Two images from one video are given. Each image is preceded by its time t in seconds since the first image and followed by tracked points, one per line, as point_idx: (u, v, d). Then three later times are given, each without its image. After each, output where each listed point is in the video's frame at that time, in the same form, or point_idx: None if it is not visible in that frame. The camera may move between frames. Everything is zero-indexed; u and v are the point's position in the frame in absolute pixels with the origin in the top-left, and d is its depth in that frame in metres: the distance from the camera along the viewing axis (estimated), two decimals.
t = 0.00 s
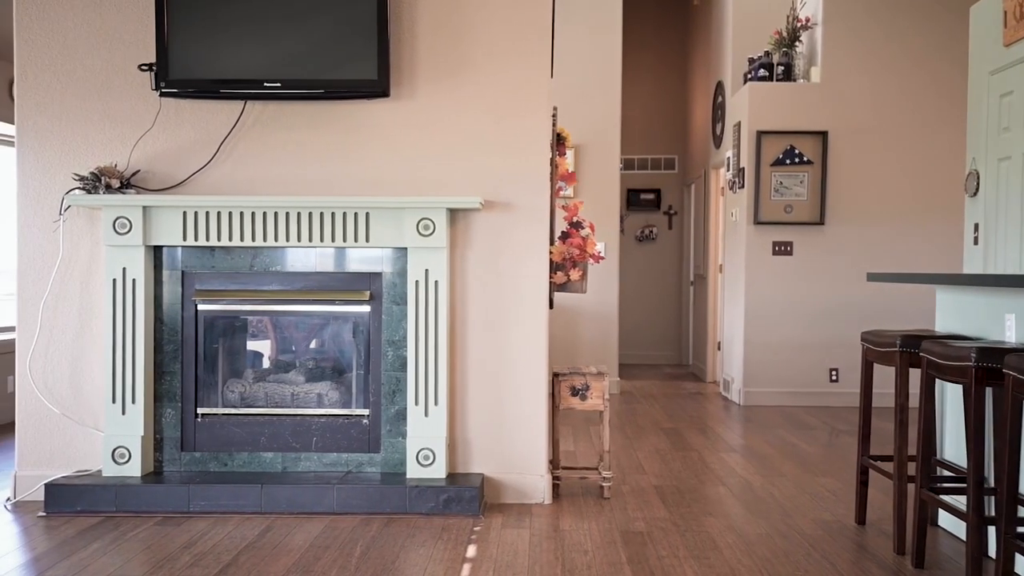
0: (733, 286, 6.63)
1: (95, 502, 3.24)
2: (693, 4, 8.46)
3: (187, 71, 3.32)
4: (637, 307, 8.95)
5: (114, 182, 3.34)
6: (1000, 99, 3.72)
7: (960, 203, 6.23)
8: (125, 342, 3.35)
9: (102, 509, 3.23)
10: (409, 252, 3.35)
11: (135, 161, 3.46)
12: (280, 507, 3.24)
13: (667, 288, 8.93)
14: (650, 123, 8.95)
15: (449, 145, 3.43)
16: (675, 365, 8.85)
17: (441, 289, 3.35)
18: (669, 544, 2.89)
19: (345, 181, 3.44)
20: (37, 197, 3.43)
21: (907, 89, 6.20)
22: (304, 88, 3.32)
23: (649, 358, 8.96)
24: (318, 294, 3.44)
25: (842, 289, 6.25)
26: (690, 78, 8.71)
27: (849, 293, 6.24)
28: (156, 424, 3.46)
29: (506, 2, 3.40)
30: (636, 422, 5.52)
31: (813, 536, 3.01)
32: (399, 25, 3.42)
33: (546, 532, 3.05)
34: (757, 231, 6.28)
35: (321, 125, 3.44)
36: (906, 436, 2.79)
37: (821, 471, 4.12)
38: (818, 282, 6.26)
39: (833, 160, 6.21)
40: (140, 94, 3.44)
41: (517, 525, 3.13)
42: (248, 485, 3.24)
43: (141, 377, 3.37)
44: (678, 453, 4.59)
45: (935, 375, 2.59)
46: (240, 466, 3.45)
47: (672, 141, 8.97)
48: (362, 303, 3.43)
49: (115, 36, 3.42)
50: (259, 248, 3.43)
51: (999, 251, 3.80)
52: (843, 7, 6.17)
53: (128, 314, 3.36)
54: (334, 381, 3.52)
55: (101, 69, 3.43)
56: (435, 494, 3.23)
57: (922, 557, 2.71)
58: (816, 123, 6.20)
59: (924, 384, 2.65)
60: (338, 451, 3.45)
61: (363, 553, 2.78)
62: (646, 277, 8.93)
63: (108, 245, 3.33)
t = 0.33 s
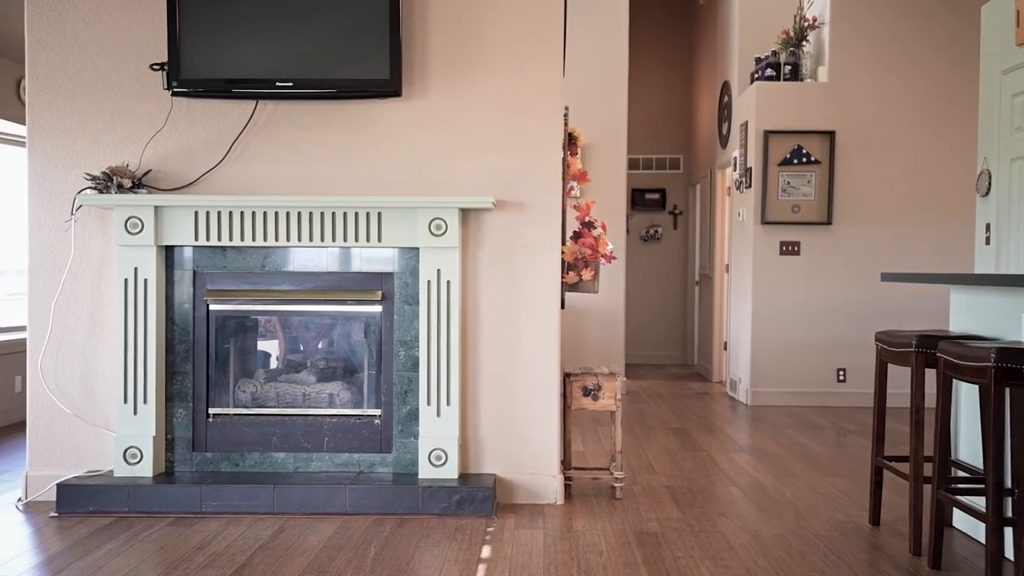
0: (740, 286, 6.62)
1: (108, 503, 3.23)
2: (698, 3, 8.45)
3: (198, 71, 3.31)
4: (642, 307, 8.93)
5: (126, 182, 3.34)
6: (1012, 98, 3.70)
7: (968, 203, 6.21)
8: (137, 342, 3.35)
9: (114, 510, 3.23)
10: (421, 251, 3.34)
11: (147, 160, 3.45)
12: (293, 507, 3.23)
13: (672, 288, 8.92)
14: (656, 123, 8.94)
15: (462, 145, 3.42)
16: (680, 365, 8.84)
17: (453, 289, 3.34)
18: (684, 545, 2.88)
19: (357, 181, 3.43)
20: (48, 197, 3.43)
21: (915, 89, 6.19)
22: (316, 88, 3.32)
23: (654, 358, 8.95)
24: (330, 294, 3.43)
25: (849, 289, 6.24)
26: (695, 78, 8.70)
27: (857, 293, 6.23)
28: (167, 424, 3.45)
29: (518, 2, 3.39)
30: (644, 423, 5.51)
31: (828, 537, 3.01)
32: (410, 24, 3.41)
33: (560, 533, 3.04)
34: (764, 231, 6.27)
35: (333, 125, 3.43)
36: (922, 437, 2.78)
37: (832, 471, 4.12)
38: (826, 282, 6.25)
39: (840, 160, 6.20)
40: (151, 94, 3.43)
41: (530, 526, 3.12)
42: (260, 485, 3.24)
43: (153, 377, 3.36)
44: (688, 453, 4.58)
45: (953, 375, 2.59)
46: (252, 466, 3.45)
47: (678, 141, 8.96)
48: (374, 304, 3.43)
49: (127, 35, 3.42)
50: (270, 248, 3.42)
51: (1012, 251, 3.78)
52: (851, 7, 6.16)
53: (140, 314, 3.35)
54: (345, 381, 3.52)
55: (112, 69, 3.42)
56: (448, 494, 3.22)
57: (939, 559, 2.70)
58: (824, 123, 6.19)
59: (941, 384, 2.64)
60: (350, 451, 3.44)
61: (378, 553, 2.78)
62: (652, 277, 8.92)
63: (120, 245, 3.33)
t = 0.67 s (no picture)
0: (747, 285, 6.62)
1: (120, 503, 3.23)
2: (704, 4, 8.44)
3: (210, 71, 3.30)
4: (647, 307, 8.93)
5: (138, 182, 3.33)
6: None
7: (977, 203, 6.20)
8: (149, 342, 3.34)
9: (127, 510, 3.23)
10: (434, 251, 3.33)
11: (159, 160, 3.45)
12: (306, 508, 3.22)
13: (677, 287, 8.91)
14: (661, 123, 8.93)
15: (474, 145, 3.42)
16: (685, 365, 8.83)
17: (465, 289, 3.34)
18: (699, 546, 2.88)
19: (369, 181, 3.43)
20: (60, 197, 3.42)
21: (923, 88, 6.18)
22: (329, 88, 3.31)
23: (659, 359, 8.94)
24: (342, 294, 3.42)
25: (857, 289, 6.24)
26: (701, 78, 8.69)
27: (865, 293, 6.23)
28: (178, 424, 3.45)
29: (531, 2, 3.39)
30: (652, 423, 5.50)
31: (843, 537, 3.00)
32: (423, 24, 3.41)
33: (574, 533, 3.04)
34: (771, 231, 6.26)
35: (345, 125, 3.43)
36: (938, 437, 2.77)
37: (844, 472, 4.11)
38: (833, 281, 6.24)
39: (848, 159, 6.19)
40: (163, 93, 3.43)
41: (544, 526, 3.11)
42: (273, 485, 3.23)
43: (165, 377, 3.36)
44: (697, 453, 4.58)
45: (970, 375, 2.58)
46: (264, 467, 3.44)
47: (683, 141, 8.95)
48: (386, 304, 3.42)
49: (139, 35, 3.41)
50: (282, 248, 3.42)
51: None
52: (859, 7, 6.15)
53: (151, 314, 3.35)
54: (356, 381, 3.51)
55: (124, 68, 3.42)
56: (461, 495, 3.22)
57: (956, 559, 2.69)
58: (832, 123, 6.19)
59: (958, 384, 2.63)
60: (362, 451, 3.44)
61: (393, 554, 2.77)
62: (657, 277, 8.91)
63: (132, 245, 3.33)
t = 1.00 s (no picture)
0: (754, 285, 6.61)
1: (133, 504, 3.23)
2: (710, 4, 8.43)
3: (223, 71, 3.30)
4: (653, 307, 8.92)
5: (150, 182, 3.33)
6: None
7: (986, 202, 6.18)
8: (161, 342, 3.34)
9: (140, 510, 3.22)
10: (446, 251, 3.33)
11: (171, 160, 3.44)
12: (319, 508, 3.22)
13: (683, 287, 8.90)
14: (666, 123, 8.92)
15: (486, 144, 3.41)
16: (691, 365, 8.82)
17: (478, 289, 3.33)
18: (715, 547, 2.87)
19: (381, 180, 3.42)
20: (72, 197, 3.42)
21: (931, 88, 6.17)
22: (341, 87, 3.31)
23: (665, 359, 8.94)
24: (354, 294, 3.42)
25: (865, 289, 6.23)
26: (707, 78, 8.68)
27: (873, 293, 6.22)
28: (191, 424, 3.44)
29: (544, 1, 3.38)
30: (660, 423, 5.49)
31: (858, 538, 2.99)
32: (435, 24, 3.40)
33: (588, 534, 3.03)
34: (779, 231, 6.26)
35: (357, 125, 3.42)
36: (955, 438, 2.76)
37: (855, 473, 4.10)
38: (841, 281, 6.23)
39: (856, 159, 6.18)
40: (175, 93, 3.42)
41: (558, 527, 3.10)
42: (286, 486, 3.23)
43: (177, 377, 3.35)
44: (707, 453, 4.57)
45: (989, 375, 2.56)
46: (276, 467, 3.44)
47: (688, 141, 8.94)
48: (398, 304, 3.41)
49: (151, 35, 3.41)
50: (294, 248, 3.41)
51: None
52: (867, 6, 6.15)
53: (164, 314, 3.34)
54: (368, 381, 3.51)
55: (136, 68, 3.42)
56: (475, 495, 3.21)
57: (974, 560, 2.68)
58: (840, 123, 6.18)
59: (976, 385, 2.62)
60: (374, 451, 3.43)
61: (408, 555, 2.76)
62: (662, 277, 8.90)
63: (144, 245, 3.32)
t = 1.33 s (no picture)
0: (762, 285, 6.60)
1: (147, 504, 3.22)
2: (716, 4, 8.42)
3: (235, 70, 3.29)
4: (658, 306, 8.91)
5: (164, 182, 3.33)
6: None
7: (994, 202, 6.17)
8: (174, 342, 3.34)
9: (154, 511, 3.22)
10: (459, 251, 3.32)
11: (184, 160, 3.44)
12: (333, 508, 3.21)
13: (688, 287, 8.89)
14: (672, 123, 8.91)
15: (499, 144, 3.41)
16: (697, 365, 8.81)
17: (491, 289, 3.33)
18: (731, 547, 2.86)
19: (394, 180, 3.42)
20: (85, 197, 3.42)
21: (940, 87, 6.16)
22: (355, 87, 3.30)
23: (671, 359, 8.93)
24: (367, 294, 3.41)
25: (873, 289, 6.22)
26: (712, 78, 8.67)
27: (882, 292, 6.21)
28: (203, 425, 3.44)
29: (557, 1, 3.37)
30: (668, 423, 5.48)
31: (874, 539, 2.98)
32: (448, 23, 3.39)
33: (603, 534, 3.03)
34: (787, 231, 6.25)
35: (369, 125, 3.42)
36: (973, 438, 2.75)
37: (867, 473, 4.09)
38: (849, 281, 6.22)
39: (864, 159, 6.17)
40: (188, 93, 3.42)
41: (573, 527, 3.10)
42: (300, 486, 3.22)
43: (190, 377, 3.35)
44: (718, 453, 4.56)
45: (1008, 375, 2.55)
46: (289, 467, 3.43)
47: (694, 141, 8.93)
48: (411, 304, 3.41)
49: (164, 35, 3.41)
50: (306, 248, 3.41)
51: None
52: (875, 6, 6.13)
53: (177, 314, 3.34)
54: (381, 381, 3.51)
55: (149, 68, 3.41)
56: (489, 496, 3.21)
57: (992, 561, 2.67)
58: (848, 122, 6.17)
59: (995, 385, 2.61)
60: (387, 451, 3.43)
61: (424, 556, 2.76)
62: (667, 277, 8.89)
63: (157, 245, 3.32)
